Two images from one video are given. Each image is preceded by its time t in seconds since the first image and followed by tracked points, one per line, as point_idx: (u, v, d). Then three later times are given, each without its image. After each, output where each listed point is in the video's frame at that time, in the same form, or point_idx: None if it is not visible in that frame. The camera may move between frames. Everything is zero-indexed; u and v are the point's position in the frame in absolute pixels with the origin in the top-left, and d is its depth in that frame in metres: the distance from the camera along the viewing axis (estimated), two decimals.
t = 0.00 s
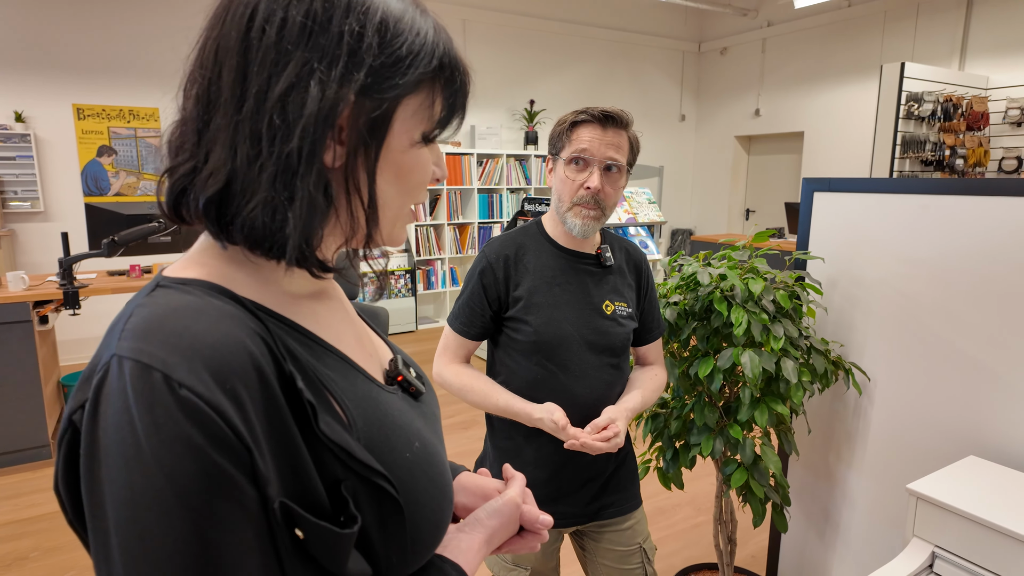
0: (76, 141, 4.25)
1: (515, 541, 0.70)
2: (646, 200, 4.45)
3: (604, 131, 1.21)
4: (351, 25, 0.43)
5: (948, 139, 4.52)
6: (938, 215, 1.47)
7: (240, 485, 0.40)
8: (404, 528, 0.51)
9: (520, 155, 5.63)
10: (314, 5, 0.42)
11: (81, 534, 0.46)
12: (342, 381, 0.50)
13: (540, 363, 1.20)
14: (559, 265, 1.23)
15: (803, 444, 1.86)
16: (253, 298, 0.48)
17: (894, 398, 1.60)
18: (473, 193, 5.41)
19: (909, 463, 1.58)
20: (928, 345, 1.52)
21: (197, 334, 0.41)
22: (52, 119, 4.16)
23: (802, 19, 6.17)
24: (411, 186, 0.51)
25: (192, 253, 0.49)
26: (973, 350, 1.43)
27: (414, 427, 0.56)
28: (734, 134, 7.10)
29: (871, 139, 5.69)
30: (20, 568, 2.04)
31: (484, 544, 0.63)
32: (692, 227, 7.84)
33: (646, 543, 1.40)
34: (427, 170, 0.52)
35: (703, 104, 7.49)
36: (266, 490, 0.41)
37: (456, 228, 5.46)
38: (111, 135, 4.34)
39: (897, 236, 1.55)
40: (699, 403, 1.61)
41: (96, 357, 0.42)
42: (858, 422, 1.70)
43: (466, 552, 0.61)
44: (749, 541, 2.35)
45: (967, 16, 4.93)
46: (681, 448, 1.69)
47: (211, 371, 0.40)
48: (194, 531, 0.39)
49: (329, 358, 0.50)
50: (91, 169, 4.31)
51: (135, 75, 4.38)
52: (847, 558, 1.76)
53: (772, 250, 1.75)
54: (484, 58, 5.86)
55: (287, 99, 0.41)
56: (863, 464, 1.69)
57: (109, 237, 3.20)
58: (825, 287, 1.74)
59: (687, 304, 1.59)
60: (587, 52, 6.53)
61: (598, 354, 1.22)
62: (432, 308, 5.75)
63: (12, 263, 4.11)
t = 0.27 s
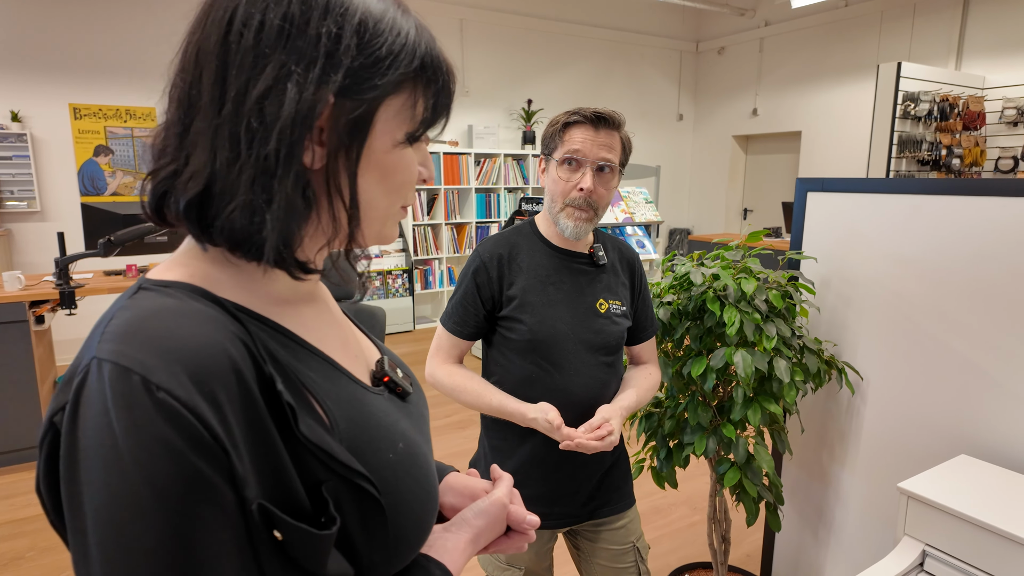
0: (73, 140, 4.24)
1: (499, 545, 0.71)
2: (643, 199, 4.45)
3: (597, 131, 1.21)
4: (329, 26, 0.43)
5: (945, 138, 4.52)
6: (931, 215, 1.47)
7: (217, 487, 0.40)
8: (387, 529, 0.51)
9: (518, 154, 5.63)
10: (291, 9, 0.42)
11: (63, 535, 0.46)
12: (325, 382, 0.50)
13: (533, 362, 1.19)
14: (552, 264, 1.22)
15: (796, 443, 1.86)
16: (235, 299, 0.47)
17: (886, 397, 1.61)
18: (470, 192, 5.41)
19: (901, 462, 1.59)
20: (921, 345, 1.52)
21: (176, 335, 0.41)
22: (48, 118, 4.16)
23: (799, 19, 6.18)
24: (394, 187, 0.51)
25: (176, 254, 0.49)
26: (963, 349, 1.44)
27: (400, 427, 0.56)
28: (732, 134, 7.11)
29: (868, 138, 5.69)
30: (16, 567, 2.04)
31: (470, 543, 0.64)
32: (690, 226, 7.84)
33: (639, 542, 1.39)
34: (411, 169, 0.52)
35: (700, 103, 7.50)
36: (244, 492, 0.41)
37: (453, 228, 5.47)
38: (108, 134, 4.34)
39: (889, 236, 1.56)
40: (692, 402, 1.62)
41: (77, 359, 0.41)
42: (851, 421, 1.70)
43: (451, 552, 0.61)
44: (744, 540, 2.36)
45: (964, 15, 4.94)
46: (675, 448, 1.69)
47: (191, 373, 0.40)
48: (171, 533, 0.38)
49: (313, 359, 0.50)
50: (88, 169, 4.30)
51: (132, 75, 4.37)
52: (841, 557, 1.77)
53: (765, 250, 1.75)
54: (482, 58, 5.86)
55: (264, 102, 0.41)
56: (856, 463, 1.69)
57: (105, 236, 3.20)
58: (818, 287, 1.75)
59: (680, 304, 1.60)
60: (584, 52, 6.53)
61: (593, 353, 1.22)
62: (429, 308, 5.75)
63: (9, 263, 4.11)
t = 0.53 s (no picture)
0: (70, 140, 4.25)
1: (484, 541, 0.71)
2: (640, 198, 4.46)
3: (584, 130, 1.21)
4: (298, 30, 0.43)
5: (942, 138, 4.52)
6: (921, 215, 1.48)
7: (190, 488, 0.40)
8: (364, 527, 0.52)
9: (516, 154, 5.64)
10: (260, 12, 0.43)
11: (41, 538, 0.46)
12: (300, 384, 0.51)
13: (523, 361, 1.19)
14: (542, 264, 1.22)
15: (789, 442, 1.87)
16: (209, 302, 0.48)
17: (878, 397, 1.61)
18: (468, 192, 5.41)
19: (892, 461, 1.59)
20: (911, 345, 1.53)
21: (149, 339, 0.41)
22: (46, 118, 4.16)
23: (797, 19, 6.18)
24: (371, 188, 0.51)
25: (154, 257, 0.49)
26: (953, 349, 1.45)
27: (379, 426, 0.56)
28: (730, 133, 7.11)
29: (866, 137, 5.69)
30: (12, 567, 2.04)
31: (453, 539, 0.64)
32: (688, 226, 7.84)
33: (631, 541, 1.37)
34: (389, 170, 0.52)
35: (699, 103, 7.50)
36: (217, 492, 0.42)
37: (452, 227, 5.47)
38: (107, 134, 4.34)
39: (880, 236, 1.56)
40: (685, 402, 1.62)
41: (52, 364, 0.42)
42: (843, 421, 1.70)
43: (433, 550, 0.61)
44: (739, 540, 2.36)
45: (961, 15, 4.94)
46: (667, 447, 1.70)
47: (163, 377, 0.41)
48: (144, 534, 0.39)
49: (287, 361, 0.51)
50: (86, 169, 4.31)
51: (130, 74, 4.37)
52: (834, 557, 1.77)
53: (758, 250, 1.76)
54: (480, 58, 5.86)
55: (234, 106, 0.42)
56: (848, 463, 1.70)
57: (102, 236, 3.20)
58: (810, 287, 1.75)
59: (673, 304, 1.60)
60: (582, 52, 6.53)
61: (585, 352, 1.21)
62: (428, 308, 5.75)
63: (7, 263, 4.11)
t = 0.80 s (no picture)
0: (68, 140, 4.24)
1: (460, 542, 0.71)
2: (638, 198, 4.44)
3: (569, 130, 1.21)
4: (267, 32, 0.43)
5: (940, 138, 4.51)
6: (913, 216, 1.47)
7: (154, 490, 0.40)
8: (336, 527, 0.52)
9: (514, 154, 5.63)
10: (227, 15, 0.43)
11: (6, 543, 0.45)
12: (271, 384, 0.51)
13: (512, 362, 1.19)
14: (531, 264, 1.22)
15: (781, 442, 1.87)
16: (177, 303, 0.48)
17: (870, 397, 1.61)
18: (466, 192, 5.41)
19: (885, 462, 1.59)
20: (903, 345, 1.53)
21: (114, 341, 0.41)
22: (43, 118, 4.15)
23: (795, 18, 6.18)
24: (344, 189, 0.51)
25: (125, 259, 0.49)
26: (946, 349, 1.44)
27: (353, 427, 0.56)
28: (729, 133, 7.10)
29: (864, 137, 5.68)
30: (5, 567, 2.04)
31: (430, 542, 0.64)
32: (687, 226, 7.84)
33: (622, 542, 1.35)
34: (362, 170, 0.52)
35: (697, 103, 7.50)
36: (182, 493, 0.42)
37: (450, 227, 5.46)
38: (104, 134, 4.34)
39: (873, 237, 1.56)
40: (676, 402, 1.61)
41: (14, 366, 0.42)
42: (836, 421, 1.70)
43: (409, 549, 0.61)
44: (734, 539, 2.36)
45: (959, 14, 4.94)
46: (659, 447, 1.69)
47: (126, 378, 0.40)
48: (105, 536, 0.39)
49: (259, 362, 0.51)
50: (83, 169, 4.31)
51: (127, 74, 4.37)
52: (827, 558, 1.76)
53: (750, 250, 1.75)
54: (478, 57, 5.85)
55: (202, 109, 0.42)
56: (841, 462, 1.69)
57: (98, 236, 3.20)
58: (802, 287, 1.75)
59: (664, 304, 1.60)
60: (581, 52, 6.53)
61: (575, 351, 1.21)
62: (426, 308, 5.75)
63: (3, 263, 4.11)
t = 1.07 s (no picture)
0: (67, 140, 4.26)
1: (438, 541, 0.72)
2: (636, 198, 4.41)
3: (557, 131, 1.21)
4: (220, 29, 0.44)
5: (939, 137, 4.49)
6: (905, 215, 1.46)
7: (124, 489, 0.40)
8: (309, 525, 0.52)
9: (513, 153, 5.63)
10: (183, 13, 0.43)
11: None
12: (244, 384, 0.51)
13: (500, 361, 1.19)
14: (520, 264, 1.22)
15: (773, 442, 1.87)
16: (149, 301, 0.49)
17: (862, 396, 1.61)
18: (465, 192, 5.41)
19: (876, 462, 1.59)
20: (894, 345, 1.52)
21: (84, 341, 0.42)
22: (43, 118, 4.17)
23: (794, 18, 6.17)
24: (314, 187, 0.51)
25: (99, 259, 0.50)
26: (936, 349, 1.43)
27: (328, 426, 0.57)
28: (729, 132, 7.09)
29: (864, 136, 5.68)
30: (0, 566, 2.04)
31: (408, 540, 0.64)
32: (687, 226, 7.84)
33: (612, 542, 1.35)
34: (333, 167, 0.52)
35: (697, 103, 7.50)
36: (152, 491, 0.42)
37: (449, 227, 5.46)
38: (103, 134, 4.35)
39: (863, 236, 1.56)
40: (668, 402, 1.62)
41: None
42: (828, 421, 1.70)
43: (386, 547, 0.62)
44: (729, 539, 2.36)
45: (959, 13, 4.92)
46: (651, 446, 1.70)
47: (95, 378, 0.41)
48: (73, 533, 0.39)
49: (232, 362, 0.51)
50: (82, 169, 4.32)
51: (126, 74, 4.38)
52: (819, 557, 1.76)
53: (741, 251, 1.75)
54: (477, 57, 5.85)
55: (157, 107, 0.42)
56: (832, 462, 1.69)
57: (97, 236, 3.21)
58: (794, 287, 1.75)
59: (656, 304, 1.60)
60: (580, 51, 6.53)
61: (563, 350, 1.21)
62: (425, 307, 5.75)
63: (3, 263, 4.12)
